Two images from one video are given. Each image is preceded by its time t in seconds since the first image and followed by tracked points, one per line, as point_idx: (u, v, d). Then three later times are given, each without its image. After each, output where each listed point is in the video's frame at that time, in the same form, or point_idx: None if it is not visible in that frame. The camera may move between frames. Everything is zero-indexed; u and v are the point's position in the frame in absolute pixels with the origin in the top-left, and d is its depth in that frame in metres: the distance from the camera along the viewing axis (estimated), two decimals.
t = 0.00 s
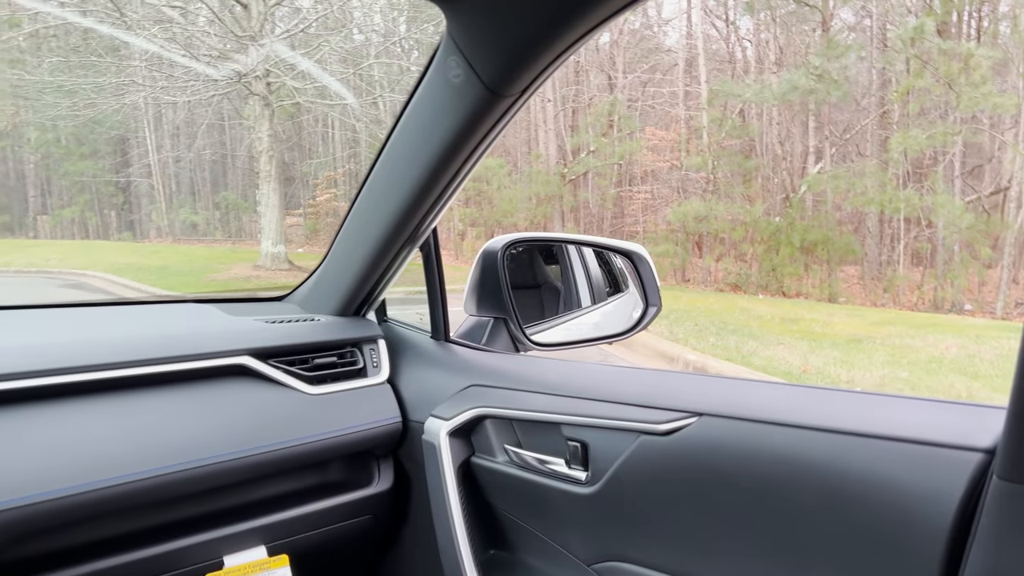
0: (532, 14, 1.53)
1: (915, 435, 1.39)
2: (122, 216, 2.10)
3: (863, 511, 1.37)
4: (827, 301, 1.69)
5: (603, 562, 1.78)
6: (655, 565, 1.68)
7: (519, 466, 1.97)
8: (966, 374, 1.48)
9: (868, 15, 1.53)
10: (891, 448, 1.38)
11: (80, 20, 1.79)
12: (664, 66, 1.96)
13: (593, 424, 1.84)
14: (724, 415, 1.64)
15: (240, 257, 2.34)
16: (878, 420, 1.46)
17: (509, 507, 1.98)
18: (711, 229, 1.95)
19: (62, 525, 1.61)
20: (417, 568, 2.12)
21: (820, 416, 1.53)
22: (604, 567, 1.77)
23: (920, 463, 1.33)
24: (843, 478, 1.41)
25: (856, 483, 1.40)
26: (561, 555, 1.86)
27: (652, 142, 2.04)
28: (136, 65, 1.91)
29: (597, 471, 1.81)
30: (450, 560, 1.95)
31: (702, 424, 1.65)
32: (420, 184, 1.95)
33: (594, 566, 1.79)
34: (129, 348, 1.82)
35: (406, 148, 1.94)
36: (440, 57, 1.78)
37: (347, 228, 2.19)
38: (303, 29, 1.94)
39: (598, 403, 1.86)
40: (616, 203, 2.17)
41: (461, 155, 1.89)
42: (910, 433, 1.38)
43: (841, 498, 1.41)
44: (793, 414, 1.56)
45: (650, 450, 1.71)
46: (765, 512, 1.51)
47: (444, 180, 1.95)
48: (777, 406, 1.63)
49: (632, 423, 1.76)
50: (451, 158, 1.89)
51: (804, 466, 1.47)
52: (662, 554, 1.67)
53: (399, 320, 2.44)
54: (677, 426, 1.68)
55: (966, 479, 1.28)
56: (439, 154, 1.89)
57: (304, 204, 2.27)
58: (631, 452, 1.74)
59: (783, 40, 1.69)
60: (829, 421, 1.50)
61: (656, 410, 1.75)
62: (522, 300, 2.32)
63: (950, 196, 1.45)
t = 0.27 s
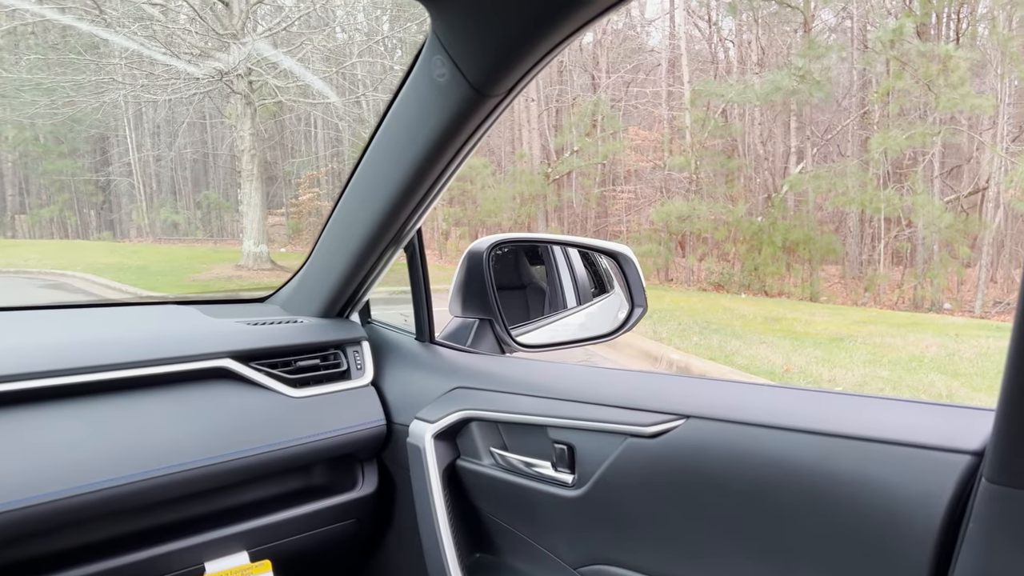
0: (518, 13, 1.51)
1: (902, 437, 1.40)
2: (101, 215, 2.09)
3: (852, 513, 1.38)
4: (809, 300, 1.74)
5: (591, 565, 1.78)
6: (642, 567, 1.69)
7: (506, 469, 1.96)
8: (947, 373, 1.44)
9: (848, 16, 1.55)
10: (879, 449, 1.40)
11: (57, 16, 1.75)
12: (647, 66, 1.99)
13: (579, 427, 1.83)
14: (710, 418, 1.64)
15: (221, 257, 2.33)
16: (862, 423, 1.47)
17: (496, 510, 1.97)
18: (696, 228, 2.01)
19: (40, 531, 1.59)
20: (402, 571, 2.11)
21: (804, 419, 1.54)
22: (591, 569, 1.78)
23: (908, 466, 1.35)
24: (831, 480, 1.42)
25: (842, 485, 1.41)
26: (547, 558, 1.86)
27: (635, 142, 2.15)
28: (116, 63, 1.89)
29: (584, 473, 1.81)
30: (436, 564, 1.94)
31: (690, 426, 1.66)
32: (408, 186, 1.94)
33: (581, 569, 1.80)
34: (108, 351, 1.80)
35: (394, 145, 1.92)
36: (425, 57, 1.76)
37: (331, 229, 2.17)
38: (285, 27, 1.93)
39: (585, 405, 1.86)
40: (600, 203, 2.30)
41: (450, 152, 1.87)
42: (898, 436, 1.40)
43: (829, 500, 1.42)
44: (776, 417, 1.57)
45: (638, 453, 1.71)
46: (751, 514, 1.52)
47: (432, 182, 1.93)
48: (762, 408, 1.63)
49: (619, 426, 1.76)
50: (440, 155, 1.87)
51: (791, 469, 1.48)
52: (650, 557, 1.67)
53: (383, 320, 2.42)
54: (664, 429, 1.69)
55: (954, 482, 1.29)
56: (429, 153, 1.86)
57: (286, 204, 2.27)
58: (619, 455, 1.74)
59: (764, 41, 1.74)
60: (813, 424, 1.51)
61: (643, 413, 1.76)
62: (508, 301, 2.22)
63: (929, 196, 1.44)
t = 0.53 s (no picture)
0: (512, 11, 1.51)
1: (891, 435, 1.40)
2: (89, 213, 2.07)
3: (840, 509, 1.39)
4: (798, 300, 1.78)
5: (581, 562, 1.78)
6: (632, 565, 1.69)
7: (497, 467, 1.97)
8: (934, 373, 1.43)
9: (837, 18, 1.58)
10: (867, 447, 1.40)
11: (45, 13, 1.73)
12: (637, 67, 1.99)
13: (569, 424, 1.84)
14: (699, 415, 1.65)
15: (210, 255, 2.34)
16: (851, 419, 1.48)
17: (487, 508, 1.97)
18: (685, 229, 2.09)
19: (27, 530, 1.56)
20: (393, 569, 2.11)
21: (794, 416, 1.54)
22: (581, 567, 1.78)
23: (893, 462, 1.35)
24: (819, 477, 1.43)
25: (831, 482, 1.41)
26: (538, 555, 1.86)
27: (626, 142, 2.21)
28: (104, 60, 1.87)
29: (575, 470, 1.81)
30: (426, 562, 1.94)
31: (680, 423, 1.67)
32: (400, 183, 1.93)
33: (571, 567, 1.80)
34: (94, 347, 1.78)
35: (386, 141, 1.90)
36: (418, 55, 1.76)
37: (321, 226, 2.15)
38: (275, 24, 1.92)
39: (576, 403, 1.86)
40: (591, 203, 2.36)
41: (443, 148, 1.86)
42: (887, 433, 1.40)
43: (817, 497, 1.42)
44: (766, 415, 1.57)
45: (629, 451, 1.72)
46: (740, 511, 1.53)
47: (424, 179, 1.92)
48: (752, 405, 1.63)
49: (609, 424, 1.77)
50: (433, 151, 1.85)
51: (780, 467, 1.48)
52: (640, 555, 1.68)
53: (372, 319, 2.40)
54: (654, 426, 1.69)
55: (939, 478, 1.29)
56: (421, 149, 1.85)
57: (276, 202, 2.27)
58: (610, 452, 1.75)
59: (754, 42, 1.77)
60: (801, 421, 1.52)
61: (633, 410, 1.76)
62: (499, 300, 2.21)
63: (917, 198, 1.46)
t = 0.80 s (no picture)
0: (503, 8, 1.51)
1: (880, 436, 1.41)
2: (84, 210, 2.06)
3: (827, 510, 1.40)
4: (793, 302, 1.77)
5: (569, 561, 1.79)
6: (620, 564, 1.70)
7: (487, 465, 1.96)
8: (927, 374, 1.43)
9: (834, 20, 1.59)
10: (854, 447, 1.41)
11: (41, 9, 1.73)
12: (634, 68, 2.00)
13: (559, 423, 1.84)
14: (688, 415, 1.65)
15: (206, 253, 2.32)
16: (840, 420, 1.48)
17: (477, 507, 1.97)
18: (681, 230, 2.14)
19: (14, 527, 1.56)
20: (382, 568, 2.11)
21: (783, 417, 1.55)
22: (570, 565, 1.79)
23: (882, 463, 1.36)
24: (807, 478, 1.44)
25: (820, 482, 1.42)
26: (527, 554, 1.87)
27: (623, 143, 2.26)
28: (100, 57, 1.87)
29: (564, 469, 1.81)
30: (416, 561, 1.94)
31: (668, 423, 1.67)
32: (392, 183, 1.93)
33: (560, 566, 1.80)
34: (85, 344, 1.77)
35: (378, 139, 1.90)
36: (409, 52, 1.75)
37: (314, 224, 2.15)
38: (272, 23, 1.92)
39: (566, 403, 1.86)
40: (587, 203, 2.40)
41: (436, 147, 1.86)
42: (876, 434, 1.41)
43: (805, 496, 1.43)
44: (755, 414, 1.58)
45: (618, 450, 1.72)
46: (728, 511, 1.53)
47: (417, 178, 1.92)
48: (741, 405, 1.63)
49: (599, 423, 1.77)
50: (426, 150, 1.86)
51: (768, 467, 1.49)
52: (629, 554, 1.68)
53: (365, 316, 2.40)
54: (643, 425, 1.70)
55: (926, 479, 1.30)
56: (413, 148, 1.85)
57: (271, 200, 2.26)
58: (599, 452, 1.75)
59: (751, 44, 1.79)
60: (789, 421, 1.53)
61: (624, 410, 1.76)
62: (492, 300, 2.18)
63: (912, 200, 1.47)
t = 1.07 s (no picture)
0: (502, 9, 1.51)
1: (877, 439, 1.41)
2: (85, 209, 2.06)
3: (822, 513, 1.40)
4: (794, 305, 1.78)
5: (566, 561, 1.78)
6: (617, 565, 1.70)
7: (484, 466, 1.96)
8: (926, 380, 1.44)
9: (836, 25, 1.61)
10: (849, 450, 1.42)
11: (44, 7, 1.74)
12: (637, 70, 2.02)
13: (557, 424, 1.84)
14: (686, 417, 1.65)
15: (207, 252, 2.32)
16: (837, 422, 1.49)
17: (474, 506, 1.97)
18: (682, 233, 2.13)
19: (10, 522, 1.55)
20: (379, 568, 2.11)
21: (781, 419, 1.55)
22: (567, 566, 1.78)
23: (878, 466, 1.37)
24: (803, 480, 1.44)
25: (817, 485, 1.42)
26: (524, 554, 1.86)
27: (624, 146, 2.26)
28: (103, 56, 1.87)
29: (561, 470, 1.81)
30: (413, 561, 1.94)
31: (666, 424, 1.67)
32: (393, 183, 1.93)
33: (556, 566, 1.80)
34: (84, 341, 1.77)
35: (378, 138, 1.90)
36: (409, 52, 1.75)
37: (314, 223, 2.15)
38: (275, 23, 1.93)
39: (564, 403, 1.86)
40: (588, 205, 2.37)
41: (435, 148, 1.86)
42: (874, 437, 1.41)
43: (800, 499, 1.43)
44: (753, 416, 1.58)
45: (616, 451, 1.72)
46: (725, 514, 1.53)
47: (417, 178, 1.92)
48: (739, 407, 1.63)
49: (596, 424, 1.77)
50: (425, 150, 1.86)
51: (765, 469, 1.49)
52: (624, 556, 1.68)
53: (364, 316, 2.39)
54: (640, 426, 1.70)
55: (921, 482, 1.31)
56: (413, 147, 1.85)
57: (272, 200, 2.25)
58: (596, 453, 1.75)
59: (753, 48, 1.81)
60: (786, 424, 1.53)
61: (622, 411, 1.76)
62: (491, 300, 2.18)
63: (914, 205, 1.47)
